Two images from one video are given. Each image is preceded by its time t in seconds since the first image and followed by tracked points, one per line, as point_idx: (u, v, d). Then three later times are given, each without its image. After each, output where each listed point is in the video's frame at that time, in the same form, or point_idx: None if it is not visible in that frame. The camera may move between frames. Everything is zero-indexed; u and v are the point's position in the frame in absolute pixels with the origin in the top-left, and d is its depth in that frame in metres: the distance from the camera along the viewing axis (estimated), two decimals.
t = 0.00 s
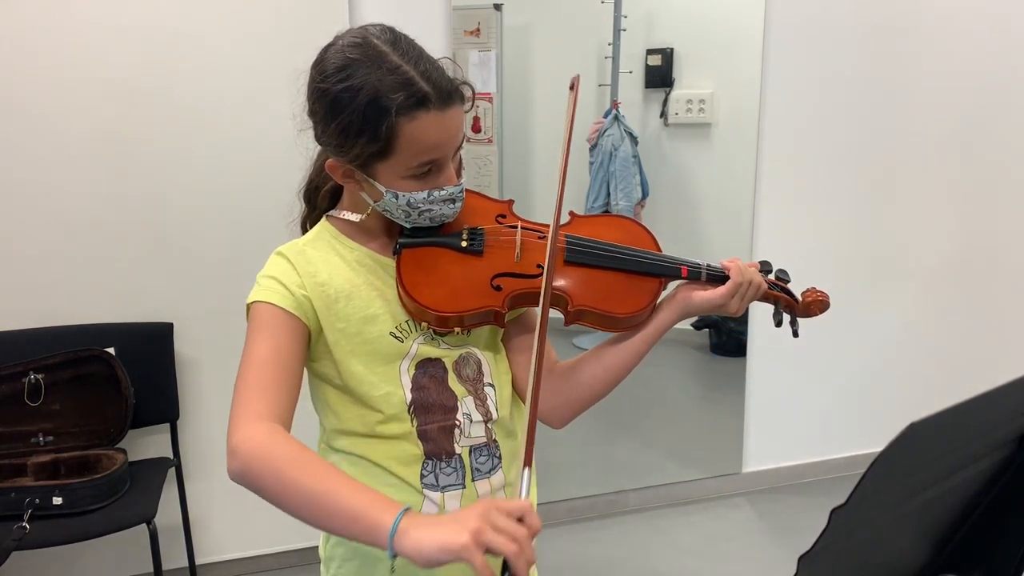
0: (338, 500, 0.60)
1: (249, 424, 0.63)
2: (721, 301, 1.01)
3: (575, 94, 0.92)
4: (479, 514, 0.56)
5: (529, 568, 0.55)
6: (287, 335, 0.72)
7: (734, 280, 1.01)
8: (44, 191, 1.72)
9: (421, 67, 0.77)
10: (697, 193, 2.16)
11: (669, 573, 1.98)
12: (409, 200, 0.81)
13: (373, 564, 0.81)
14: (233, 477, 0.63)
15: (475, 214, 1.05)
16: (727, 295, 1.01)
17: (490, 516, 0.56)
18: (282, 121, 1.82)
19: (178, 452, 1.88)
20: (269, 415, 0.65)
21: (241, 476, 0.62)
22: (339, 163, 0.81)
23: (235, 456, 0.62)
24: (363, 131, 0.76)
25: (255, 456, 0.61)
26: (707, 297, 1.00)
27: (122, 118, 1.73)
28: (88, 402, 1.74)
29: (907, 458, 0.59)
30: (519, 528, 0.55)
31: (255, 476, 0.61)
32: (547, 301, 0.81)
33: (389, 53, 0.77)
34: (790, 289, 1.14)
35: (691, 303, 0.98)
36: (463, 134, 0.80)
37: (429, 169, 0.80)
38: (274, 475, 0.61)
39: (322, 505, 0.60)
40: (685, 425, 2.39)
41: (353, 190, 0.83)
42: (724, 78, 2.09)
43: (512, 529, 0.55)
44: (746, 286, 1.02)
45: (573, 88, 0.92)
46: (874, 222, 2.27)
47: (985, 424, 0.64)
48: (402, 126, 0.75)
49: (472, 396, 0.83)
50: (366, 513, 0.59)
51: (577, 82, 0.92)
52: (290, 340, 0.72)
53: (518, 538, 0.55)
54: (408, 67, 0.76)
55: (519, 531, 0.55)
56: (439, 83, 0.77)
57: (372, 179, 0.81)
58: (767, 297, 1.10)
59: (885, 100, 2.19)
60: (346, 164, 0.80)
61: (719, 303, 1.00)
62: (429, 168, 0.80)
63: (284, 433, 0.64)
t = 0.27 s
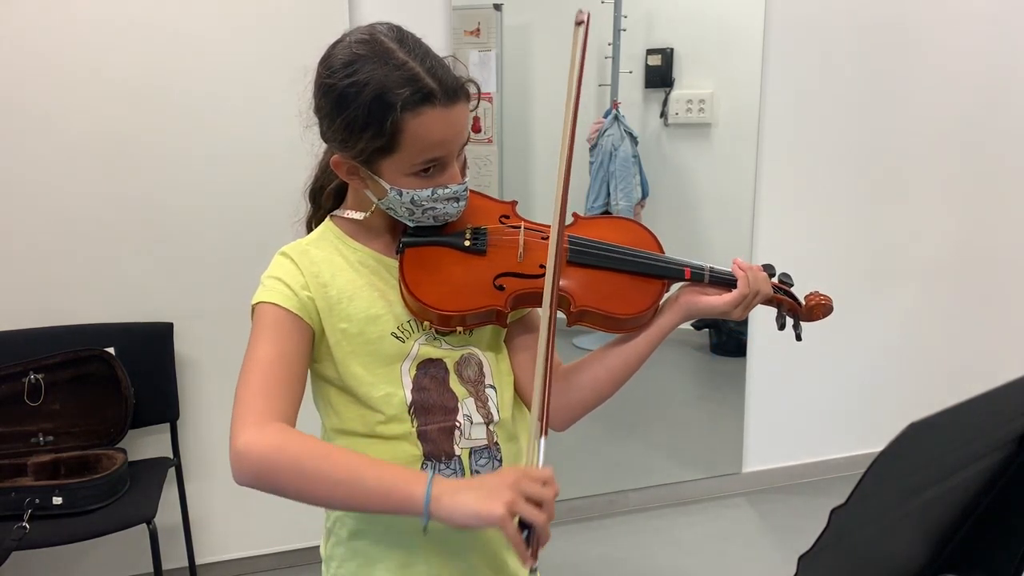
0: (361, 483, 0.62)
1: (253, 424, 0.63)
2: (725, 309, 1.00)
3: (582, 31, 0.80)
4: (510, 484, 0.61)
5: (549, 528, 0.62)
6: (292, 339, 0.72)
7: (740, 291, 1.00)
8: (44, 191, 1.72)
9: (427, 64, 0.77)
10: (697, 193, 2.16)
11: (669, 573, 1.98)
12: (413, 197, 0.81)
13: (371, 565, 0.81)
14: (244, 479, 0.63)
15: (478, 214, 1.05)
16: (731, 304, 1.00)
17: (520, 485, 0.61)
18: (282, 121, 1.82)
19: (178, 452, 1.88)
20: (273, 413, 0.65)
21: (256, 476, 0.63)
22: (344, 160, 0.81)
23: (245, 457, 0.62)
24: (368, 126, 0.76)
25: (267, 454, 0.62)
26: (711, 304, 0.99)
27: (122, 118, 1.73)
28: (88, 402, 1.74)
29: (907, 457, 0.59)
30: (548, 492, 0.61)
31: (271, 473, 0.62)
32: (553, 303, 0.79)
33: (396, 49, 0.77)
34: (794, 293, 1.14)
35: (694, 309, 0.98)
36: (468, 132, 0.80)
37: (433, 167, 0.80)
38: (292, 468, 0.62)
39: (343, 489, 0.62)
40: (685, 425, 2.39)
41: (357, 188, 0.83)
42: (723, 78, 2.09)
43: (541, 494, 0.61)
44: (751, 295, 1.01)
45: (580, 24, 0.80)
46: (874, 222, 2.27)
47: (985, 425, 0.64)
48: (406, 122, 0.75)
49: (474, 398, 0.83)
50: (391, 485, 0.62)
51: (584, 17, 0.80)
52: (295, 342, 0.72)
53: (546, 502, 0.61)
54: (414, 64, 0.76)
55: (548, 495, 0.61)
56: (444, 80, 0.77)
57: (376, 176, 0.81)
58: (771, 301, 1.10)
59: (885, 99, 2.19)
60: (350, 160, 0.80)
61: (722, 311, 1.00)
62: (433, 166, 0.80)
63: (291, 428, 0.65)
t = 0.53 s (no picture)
0: (377, 433, 0.62)
1: (265, 408, 0.63)
2: (730, 314, 0.98)
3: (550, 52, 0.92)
4: (517, 404, 0.60)
5: (571, 448, 0.59)
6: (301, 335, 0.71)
7: (742, 296, 0.99)
8: (44, 191, 1.72)
9: (428, 68, 0.77)
10: (697, 193, 2.16)
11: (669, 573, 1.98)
12: (415, 200, 0.81)
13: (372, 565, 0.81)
14: (259, 463, 0.62)
15: (481, 215, 1.05)
16: (735, 309, 0.98)
17: (529, 406, 0.60)
18: (282, 121, 1.82)
19: (178, 452, 1.88)
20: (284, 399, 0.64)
21: (272, 457, 0.62)
22: (346, 163, 0.81)
23: (259, 439, 0.61)
24: (369, 131, 0.76)
25: (282, 430, 0.61)
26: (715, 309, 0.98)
27: (122, 118, 1.73)
28: (88, 402, 1.74)
29: (907, 457, 0.59)
30: (558, 411, 0.60)
31: (286, 450, 0.61)
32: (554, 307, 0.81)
33: (397, 54, 0.77)
34: (797, 297, 1.13)
35: (698, 314, 0.97)
36: (470, 136, 0.80)
37: (435, 171, 0.80)
38: (308, 439, 0.61)
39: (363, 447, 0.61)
40: (685, 425, 2.39)
41: (360, 189, 0.83)
42: (723, 78, 2.09)
43: (552, 412, 0.60)
44: (756, 300, 1.00)
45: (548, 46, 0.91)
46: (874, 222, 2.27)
47: (985, 424, 0.64)
48: (408, 126, 0.75)
49: (476, 398, 0.83)
50: (407, 434, 0.62)
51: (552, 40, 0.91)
52: (300, 338, 0.71)
53: (558, 420, 0.60)
54: (415, 68, 0.76)
55: (559, 413, 0.60)
56: (446, 84, 0.77)
57: (378, 178, 0.81)
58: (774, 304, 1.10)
59: (885, 99, 2.19)
60: (352, 163, 0.80)
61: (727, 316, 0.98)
62: (435, 169, 0.80)
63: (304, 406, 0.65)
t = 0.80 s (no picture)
0: (337, 494, 0.62)
1: (246, 418, 0.63)
2: (730, 314, 0.98)
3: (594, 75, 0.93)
4: (488, 525, 0.61)
5: None
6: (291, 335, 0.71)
7: (742, 295, 0.99)
8: (44, 191, 1.72)
9: (434, 65, 0.77)
10: (697, 193, 2.16)
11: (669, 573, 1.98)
12: (419, 197, 0.81)
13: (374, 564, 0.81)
14: (228, 472, 0.63)
15: (483, 215, 1.05)
16: (735, 308, 0.98)
17: (496, 530, 0.62)
18: (282, 121, 1.82)
19: (178, 452, 1.88)
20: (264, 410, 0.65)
21: (240, 472, 0.62)
22: (351, 159, 0.81)
23: (232, 450, 0.62)
24: (374, 127, 0.76)
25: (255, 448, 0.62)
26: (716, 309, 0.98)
27: (123, 118, 1.73)
28: (88, 402, 1.74)
29: (907, 457, 0.59)
30: (520, 541, 0.62)
31: (255, 470, 0.62)
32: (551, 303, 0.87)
33: (403, 50, 0.77)
34: (799, 298, 1.13)
35: (699, 313, 0.97)
36: (475, 133, 0.80)
37: (439, 168, 0.80)
38: (275, 467, 0.62)
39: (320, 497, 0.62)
40: (685, 424, 2.39)
41: (364, 187, 0.83)
42: (723, 78, 2.09)
43: (515, 542, 0.62)
44: (757, 299, 1.00)
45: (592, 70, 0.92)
46: (874, 222, 2.27)
47: (986, 424, 0.64)
48: (413, 123, 0.75)
49: (477, 398, 0.83)
50: (367, 505, 0.62)
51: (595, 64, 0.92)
52: (293, 338, 0.72)
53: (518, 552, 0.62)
54: (421, 65, 0.77)
55: (520, 542, 0.62)
56: (451, 81, 0.77)
57: (382, 175, 0.81)
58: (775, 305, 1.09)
59: (885, 99, 2.19)
60: (357, 160, 0.80)
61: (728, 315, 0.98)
62: (439, 167, 0.80)
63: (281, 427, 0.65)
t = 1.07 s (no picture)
0: (386, 420, 0.65)
1: (266, 409, 0.64)
2: (731, 315, 0.99)
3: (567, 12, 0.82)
4: (525, 388, 0.67)
5: (570, 430, 0.65)
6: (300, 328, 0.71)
7: (742, 295, 1.00)
8: (44, 192, 1.72)
9: (434, 67, 0.77)
10: (697, 193, 2.16)
11: (669, 573, 1.98)
12: (418, 199, 0.81)
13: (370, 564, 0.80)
14: (265, 462, 0.64)
15: (483, 216, 1.05)
16: (736, 309, 0.98)
17: (535, 390, 0.67)
18: (282, 121, 1.82)
19: (178, 452, 1.88)
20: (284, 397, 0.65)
21: (277, 456, 0.63)
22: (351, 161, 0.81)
23: (263, 441, 0.63)
24: (374, 129, 0.76)
25: (287, 428, 0.63)
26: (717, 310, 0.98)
27: (122, 118, 1.73)
28: (88, 402, 1.74)
29: (906, 457, 0.59)
30: (562, 396, 0.66)
31: (295, 446, 0.63)
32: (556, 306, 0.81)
33: (403, 52, 0.77)
34: (797, 300, 1.13)
35: (700, 314, 0.97)
36: (475, 136, 0.80)
37: (439, 170, 0.80)
38: (318, 431, 0.64)
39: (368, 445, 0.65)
40: (686, 424, 2.39)
41: (364, 188, 0.83)
42: (723, 78, 2.09)
43: (556, 397, 0.66)
44: (756, 300, 1.01)
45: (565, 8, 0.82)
46: (874, 222, 2.27)
47: (985, 425, 0.64)
48: (413, 125, 0.75)
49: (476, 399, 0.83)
50: (415, 416, 0.66)
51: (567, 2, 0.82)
52: (302, 333, 0.71)
53: (562, 405, 0.66)
54: (421, 67, 0.76)
55: (563, 397, 0.66)
56: (452, 83, 0.77)
57: (382, 177, 0.81)
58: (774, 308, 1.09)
59: (886, 99, 2.19)
60: (357, 161, 0.80)
61: (728, 317, 0.99)
62: (439, 169, 0.80)
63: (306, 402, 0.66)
